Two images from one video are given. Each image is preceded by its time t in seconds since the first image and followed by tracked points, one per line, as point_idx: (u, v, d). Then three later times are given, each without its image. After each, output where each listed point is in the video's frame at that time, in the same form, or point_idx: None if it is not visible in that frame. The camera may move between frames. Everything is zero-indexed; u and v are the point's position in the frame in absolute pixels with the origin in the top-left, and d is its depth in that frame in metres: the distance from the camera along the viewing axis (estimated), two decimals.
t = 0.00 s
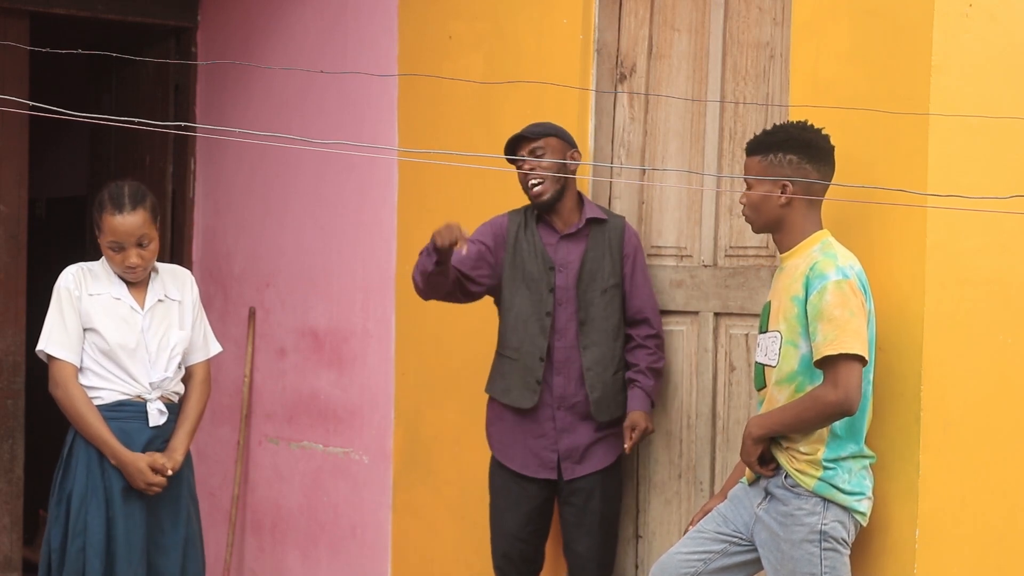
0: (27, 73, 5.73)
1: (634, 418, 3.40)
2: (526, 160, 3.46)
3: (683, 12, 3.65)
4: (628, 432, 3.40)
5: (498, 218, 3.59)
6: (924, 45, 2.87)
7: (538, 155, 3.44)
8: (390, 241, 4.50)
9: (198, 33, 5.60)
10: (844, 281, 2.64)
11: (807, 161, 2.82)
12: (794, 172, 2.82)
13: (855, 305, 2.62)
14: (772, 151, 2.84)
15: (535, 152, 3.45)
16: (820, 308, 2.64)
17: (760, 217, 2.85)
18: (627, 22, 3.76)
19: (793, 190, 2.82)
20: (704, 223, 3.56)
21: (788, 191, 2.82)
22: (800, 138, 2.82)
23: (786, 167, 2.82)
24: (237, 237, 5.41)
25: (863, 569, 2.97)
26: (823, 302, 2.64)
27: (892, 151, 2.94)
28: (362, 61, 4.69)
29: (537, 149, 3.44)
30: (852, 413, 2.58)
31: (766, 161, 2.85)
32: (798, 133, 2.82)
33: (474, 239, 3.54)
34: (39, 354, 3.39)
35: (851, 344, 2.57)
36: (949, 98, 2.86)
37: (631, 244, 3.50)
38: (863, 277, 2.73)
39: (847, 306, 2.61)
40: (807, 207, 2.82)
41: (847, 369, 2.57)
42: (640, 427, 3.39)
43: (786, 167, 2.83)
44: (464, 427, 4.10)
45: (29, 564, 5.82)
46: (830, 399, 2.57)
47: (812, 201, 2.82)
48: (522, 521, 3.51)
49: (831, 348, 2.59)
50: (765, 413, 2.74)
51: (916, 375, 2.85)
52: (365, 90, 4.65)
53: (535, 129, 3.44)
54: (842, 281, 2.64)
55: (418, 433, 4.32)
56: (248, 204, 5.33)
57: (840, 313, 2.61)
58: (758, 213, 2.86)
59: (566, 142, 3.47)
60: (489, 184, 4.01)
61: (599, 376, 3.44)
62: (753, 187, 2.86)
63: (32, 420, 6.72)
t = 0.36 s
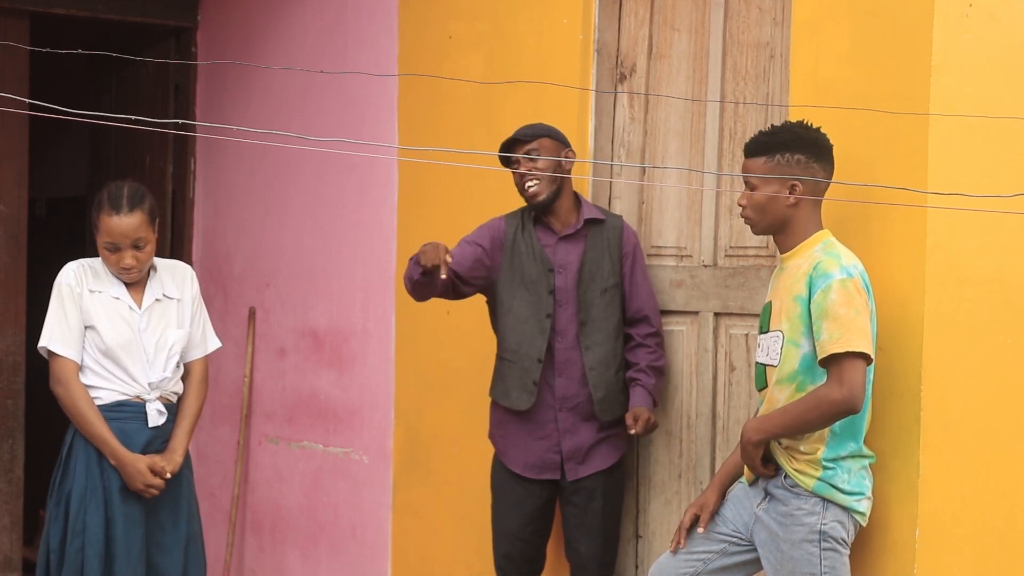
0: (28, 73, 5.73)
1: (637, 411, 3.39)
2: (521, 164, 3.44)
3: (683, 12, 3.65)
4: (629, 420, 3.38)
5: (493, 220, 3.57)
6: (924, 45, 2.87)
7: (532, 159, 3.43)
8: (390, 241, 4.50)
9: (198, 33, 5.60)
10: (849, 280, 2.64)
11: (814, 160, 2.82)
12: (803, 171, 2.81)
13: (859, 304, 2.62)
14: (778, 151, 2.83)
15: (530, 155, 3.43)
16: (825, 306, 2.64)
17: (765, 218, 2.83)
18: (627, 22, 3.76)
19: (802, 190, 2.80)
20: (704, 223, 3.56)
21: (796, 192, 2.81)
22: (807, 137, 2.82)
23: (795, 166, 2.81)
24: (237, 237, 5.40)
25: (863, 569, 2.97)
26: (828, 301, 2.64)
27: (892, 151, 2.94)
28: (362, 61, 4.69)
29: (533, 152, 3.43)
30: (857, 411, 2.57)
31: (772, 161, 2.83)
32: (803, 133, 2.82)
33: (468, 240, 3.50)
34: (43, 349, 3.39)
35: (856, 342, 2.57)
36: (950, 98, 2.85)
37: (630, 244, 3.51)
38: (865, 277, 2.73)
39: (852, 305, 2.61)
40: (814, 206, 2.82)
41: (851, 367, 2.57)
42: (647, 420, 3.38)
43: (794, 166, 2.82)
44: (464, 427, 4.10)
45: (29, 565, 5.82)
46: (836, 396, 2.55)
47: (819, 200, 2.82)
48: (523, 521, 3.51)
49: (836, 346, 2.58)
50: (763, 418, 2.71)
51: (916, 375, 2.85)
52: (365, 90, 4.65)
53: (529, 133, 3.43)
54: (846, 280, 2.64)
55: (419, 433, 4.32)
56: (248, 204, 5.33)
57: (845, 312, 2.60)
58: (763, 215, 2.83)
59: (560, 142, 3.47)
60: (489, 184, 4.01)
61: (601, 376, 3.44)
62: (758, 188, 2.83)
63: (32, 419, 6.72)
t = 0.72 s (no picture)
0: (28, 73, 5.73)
1: (634, 416, 3.41)
2: (519, 162, 3.44)
3: (683, 12, 3.65)
4: (626, 426, 3.41)
5: (492, 226, 3.56)
6: (924, 45, 2.87)
7: (530, 157, 3.43)
8: (390, 241, 4.50)
9: (198, 33, 5.60)
10: (850, 281, 2.64)
11: (815, 161, 2.82)
12: (803, 172, 2.81)
13: (860, 305, 2.62)
14: (778, 152, 2.82)
15: (528, 153, 3.43)
16: (825, 307, 2.64)
17: (767, 219, 2.83)
18: (627, 22, 3.76)
19: (803, 190, 2.81)
20: (704, 223, 3.56)
21: (797, 192, 2.81)
22: (807, 137, 2.82)
23: (795, 167, 2.81)
24: (237, 237, 5.40)
25: (864, 569, 2.97)
26: (829, 302, 2.64)
27: (892, 151, 2.94)
28: (363, 61, 4.69)
29: (531, 151, 3.43)
30: (854, 413, 2.58)
31: (772, 162, 2.83)
32: (803, 133, 2.82)
33: (472, 252, 3.51)
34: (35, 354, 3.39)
35: (857, 344, 2.57)
36: (950, 98, 2.85)
37: (627, 245, 3.50)
38: (866, 278, 2.73)
39: (852, 307, 2.61)
40: (814, 207, 2.82)
41: (849, 369, 2.57)
42: (644, 423, 3.40)
43: (795, 167, 2.81)
44: (464, 427, 4.10)
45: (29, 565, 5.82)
46: (832, 398, 2.56)
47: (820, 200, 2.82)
48: (521, 521, 3.51)
49: (837, 347, 2.58)
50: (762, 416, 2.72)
51: (916, 375, 2.85)
52: (365, 90, 4.65)
53: (527, 131, 3.43)
54: (847, 281, 2.64)
55: (419, 432, 4.32)
56: (248, 204, 5.33)
57: (846, 313, 2.60)
58: (765, 216, 2.83)
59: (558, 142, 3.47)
60: (489, 184, 4.01)
61: (599, 377, 3.44)
62: (759, 189, 2.83)
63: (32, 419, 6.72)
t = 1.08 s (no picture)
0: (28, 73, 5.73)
1: (638, 420, 3.40)
2: (519, 162, 3.44)
3: (683, 12, 3.65)
4: (630, 428, 3.39)
5: (493, 216, 3.59)
6: (924, 45, 2.87)
7: (531, 156, 3.43)
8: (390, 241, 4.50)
9: (198, 33, 5.60)
10: (850, 283, 2.64)
11: (815, 161, 2.82)
12: (804, 173, 2.81)
13: (860, 306, 2.62)
14: (779, 152, 2.82)
15: (528, 154, 3.44)
16: (825, 309, 2.63)
17: (767, 219, 2.83)
18: (627, 22, 3.76)
19: (803, 191, 2.81)
20: (704, 223, 3.56)
21: (797, 192, 2.81)
22: (807, 138, 2.82)
23: (796, 167, 2.81)
24: (237, 237, 5.40)
25: (863, 569, 2.97)
26: (829, 303, 2.63)
27: (891, 151, 2.94)
28: (363, 61, 4.69)
29: (531, 151, 3.43)
30: (853, 415, 2.58)
31: (773, 162, 2.83)
32: (804, 133, 2.82)
33: (466, 231, 3.53)
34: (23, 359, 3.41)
35: (856, 345, 2.57)
36: (950, 98, 2.85)
37: (626, 245, 3.50)
38: (867, 278, 2.72)
39: (852, 309, 2.61)
40: (815, 207, 2.82)
41: (849, 371, 2.57)
42: (648, 426, 3.39)
43: (796, 168, 2.81)
44: (464, 427, 4.10)
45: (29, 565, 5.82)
46: (833, 400, 2.56)
47: (820, 201, 2.82)
48: (518, 522, 3.51)
49: (836, 349, 2.58)
50: (762, 419, 2.71)
51: (916, 375, 2.85)
52: (365, 90, 4.65)
53: (528, 131, 3.44)
54: (847, 283, 2.64)
55: (418, 433, 4.32)
56: (248, 204, 5.33)
57: (845, 315, 2.60)
58: (766, 216, 2.83)
59: (560, 141, 3.47)
60: (489, 185, 4.01)
61: (591, 375, 3.43)
62: (760, 189, 2.83)
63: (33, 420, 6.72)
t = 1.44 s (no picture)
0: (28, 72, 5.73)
1: (637, 424, 3.42)
2: (516, 160, 3.44)
3: (683, 12, 3.65)
4: (629, 435, 3.41)
5: (488, 217, 3.58)
6: (924, 46, 2.87)
7: (528, 154, 3.43)
8: (390, 241, 4.50)
9: (198, 33, 5.60)
10: (852, 283, 2.64)
11: (814, 160, 2.82)
12: (803, 172, 2.81)
13: (863, 306, 2.62)
14: (777, 151, 2.82)
15: (524, 151, 3.44)
16: (828, 309, 2.64)
17: (767, 220, 2.83)
18: (627, 22, 3.76)
19: (802, 190, 2.81)
20: (704, 223, 3.56)
21: (796, 192, 2.81)
22: (806, 137, 2.82)
23: (794, 167, 2.81)
24: (236, 237, 5.40)
25: (863, 569, 2.98)
26: (832, 303, 2.64)
27: (891, 152, 2.94)
28: (363, 60, 4.69)
29: (528, 148, 3.43)
30: (860, 414, 2.58)
31: (771, 162, 2.83)
32: (803, 133, 2.82)
33: (462, 235, 3.52)
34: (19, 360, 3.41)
35: (860, 345, 2.57)
36: (950, 98, 2.85)
37: (622, 246, 3.51)
38: (869, 278, 2.73)
39: (855, 308, 2.61)
40: (814, 207, 2.82)
41: (855, 371, 2.57)
42: (646, 431, 3.41)
43: (794, 167, 2.81)
44: (464, 426, 4.10)
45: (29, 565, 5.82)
46: (838, 400, 2.56)
47: (819, 201, 2.82)
48: (517, 522, 3.51)
49: (840, 349, 2.58)
50: (767, 422, 2.70)
51: (916, 376, 2.85)
52: (365, 90, 4.65)
53: (526, 129, 3.44)
54: (850, 282, 2.64)
55: (418, 433, 4.32)
56: (247, 204, 5.33)
57: (849, 314, 2.60)
58: (764, 216, 2.83)
59: (555, 140, 3.47)
60: (489, 185, 4.01)
61: (589, 376, 3.43)
62: (759, 189, 2.83)
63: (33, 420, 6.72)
